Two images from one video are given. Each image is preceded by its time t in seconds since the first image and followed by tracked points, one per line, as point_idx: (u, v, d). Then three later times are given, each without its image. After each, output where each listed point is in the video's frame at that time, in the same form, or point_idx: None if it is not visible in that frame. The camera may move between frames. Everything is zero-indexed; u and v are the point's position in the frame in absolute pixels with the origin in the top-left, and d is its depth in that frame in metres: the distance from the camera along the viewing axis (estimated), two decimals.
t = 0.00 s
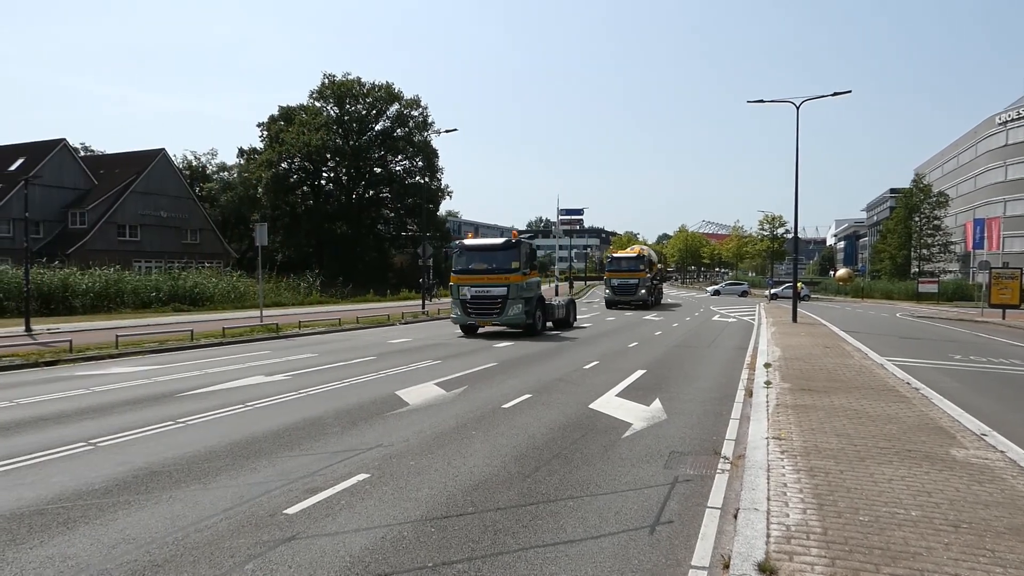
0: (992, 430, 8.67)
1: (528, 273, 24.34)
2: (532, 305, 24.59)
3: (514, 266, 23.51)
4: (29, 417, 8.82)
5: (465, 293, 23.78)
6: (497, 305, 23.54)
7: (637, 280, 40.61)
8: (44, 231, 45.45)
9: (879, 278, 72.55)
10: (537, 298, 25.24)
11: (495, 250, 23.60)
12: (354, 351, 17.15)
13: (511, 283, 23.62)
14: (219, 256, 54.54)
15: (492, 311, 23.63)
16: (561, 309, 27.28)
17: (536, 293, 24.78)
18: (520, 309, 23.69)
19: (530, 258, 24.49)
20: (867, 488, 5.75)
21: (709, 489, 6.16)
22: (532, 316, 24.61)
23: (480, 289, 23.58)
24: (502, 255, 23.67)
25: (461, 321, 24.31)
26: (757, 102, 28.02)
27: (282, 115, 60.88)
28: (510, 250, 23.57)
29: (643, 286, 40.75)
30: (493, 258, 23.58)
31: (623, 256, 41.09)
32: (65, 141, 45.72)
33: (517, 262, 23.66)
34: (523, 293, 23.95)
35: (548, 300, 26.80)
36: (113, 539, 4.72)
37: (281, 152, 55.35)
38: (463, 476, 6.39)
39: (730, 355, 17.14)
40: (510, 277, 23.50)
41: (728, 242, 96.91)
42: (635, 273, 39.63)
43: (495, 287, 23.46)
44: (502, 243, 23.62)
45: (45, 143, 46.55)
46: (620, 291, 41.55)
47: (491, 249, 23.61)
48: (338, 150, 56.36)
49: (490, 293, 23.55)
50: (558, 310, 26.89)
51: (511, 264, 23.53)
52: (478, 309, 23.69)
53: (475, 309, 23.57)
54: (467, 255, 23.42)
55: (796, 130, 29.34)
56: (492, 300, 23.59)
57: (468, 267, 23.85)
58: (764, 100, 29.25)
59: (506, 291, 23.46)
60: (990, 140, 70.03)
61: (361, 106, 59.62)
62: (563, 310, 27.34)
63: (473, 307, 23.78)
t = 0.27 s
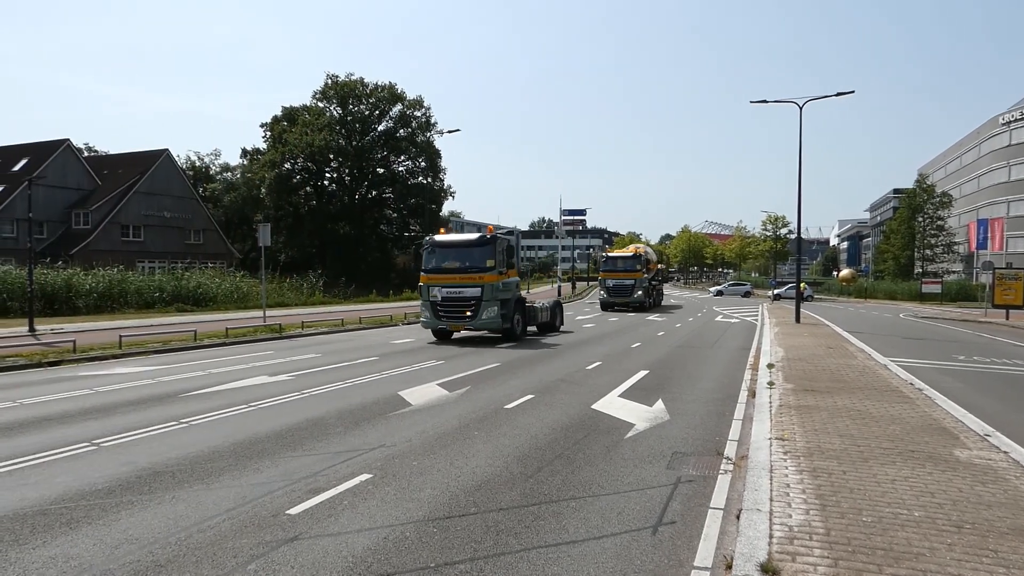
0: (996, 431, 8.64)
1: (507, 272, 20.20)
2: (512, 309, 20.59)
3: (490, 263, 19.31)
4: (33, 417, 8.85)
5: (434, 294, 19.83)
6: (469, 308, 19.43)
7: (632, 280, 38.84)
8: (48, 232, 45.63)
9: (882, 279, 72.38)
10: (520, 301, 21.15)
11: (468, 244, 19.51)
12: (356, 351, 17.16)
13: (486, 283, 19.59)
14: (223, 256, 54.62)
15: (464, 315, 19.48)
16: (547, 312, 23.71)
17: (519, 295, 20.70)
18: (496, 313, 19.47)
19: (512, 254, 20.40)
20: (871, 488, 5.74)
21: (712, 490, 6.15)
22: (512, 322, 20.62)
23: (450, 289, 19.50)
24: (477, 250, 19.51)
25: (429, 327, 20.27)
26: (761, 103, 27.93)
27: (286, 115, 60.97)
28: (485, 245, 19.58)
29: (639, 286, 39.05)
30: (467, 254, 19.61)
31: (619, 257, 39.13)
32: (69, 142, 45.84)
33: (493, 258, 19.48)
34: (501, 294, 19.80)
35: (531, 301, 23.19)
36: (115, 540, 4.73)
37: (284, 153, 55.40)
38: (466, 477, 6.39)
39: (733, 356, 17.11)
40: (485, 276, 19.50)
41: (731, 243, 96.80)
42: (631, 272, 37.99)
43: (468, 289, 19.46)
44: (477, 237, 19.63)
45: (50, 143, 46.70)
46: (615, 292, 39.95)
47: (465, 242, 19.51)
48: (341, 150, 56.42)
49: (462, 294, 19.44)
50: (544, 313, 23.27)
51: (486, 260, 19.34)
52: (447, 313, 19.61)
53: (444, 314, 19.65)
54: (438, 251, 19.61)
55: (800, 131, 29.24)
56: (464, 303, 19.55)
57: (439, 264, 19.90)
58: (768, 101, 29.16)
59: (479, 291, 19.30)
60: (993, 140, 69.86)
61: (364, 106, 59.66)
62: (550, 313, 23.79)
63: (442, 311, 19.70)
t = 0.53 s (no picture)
0: (1000, 433, 8.60)
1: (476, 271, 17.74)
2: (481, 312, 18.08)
3: (455, 261, 16.79)
4: (36, 418, 8.87)
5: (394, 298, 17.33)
6: (430, 313, 16.88)
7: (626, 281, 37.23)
8: (51, 232, 45.74)
9: (884, 280, 72.26)
10: (489, 302, 18.59)
11: (429, 242, 17.03)
12: (358, 352, 17.16)
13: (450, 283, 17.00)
14: (225, 257, 54.68)
15: (425, 321, 16.94)
16: (523, 316, 21.02)
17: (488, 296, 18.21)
18: (461, 317, 16.99)
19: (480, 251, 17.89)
20: (872, 490, 5.73)
21: (714, 491, 6.15)
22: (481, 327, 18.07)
23: (410, 291, 17.00)
24: (440, 248, 17.01)
25: (389, 334, 17.76)
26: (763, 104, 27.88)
27: (288, 116, 61.02)
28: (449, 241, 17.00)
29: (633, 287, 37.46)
30: (429, 251, 17.04)
31: (612, 255, 37.15)
32: (72, 142, 45.93)
33: (458, 256, 17.00)
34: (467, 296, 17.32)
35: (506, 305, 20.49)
36: (117, 540, 4.74)
37: (286, 153, 55.34)
38: (468, 478, 6.40)
39: (735, 357, 17.09)
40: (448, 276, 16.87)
41: (733, 244, 96.72)
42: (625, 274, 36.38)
43: (430, 291, 16.93)
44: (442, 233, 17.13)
45: (53, 144, 46.80)
46: (608, 294, 38.45)
47: (427, 239, 17.01)
48: (343, 151, 56.47)
49: (422, 297, 16.90)
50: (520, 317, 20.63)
51: (450, 259, 16.87)
52: (406, 318, 17.08)
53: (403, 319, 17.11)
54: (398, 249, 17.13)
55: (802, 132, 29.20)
56: (426, 307, 16.98)
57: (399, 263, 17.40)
58: (771, 102, 29.12)
59: (442, 294, 16.78)
60: (996, 142, 69.77)
61: (367, 107, 59.65)
62: (526, 317, 21.12)
63: (401, 316, 17.19)
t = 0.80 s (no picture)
0: (1000, 435, 8.60)
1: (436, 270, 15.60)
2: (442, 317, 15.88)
3: (412, 259, 14.69)
4: (37, 418, 8.88)
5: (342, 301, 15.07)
6: (381, 319, 14.66)
7: (617, 282, 35.33)
8: (52, 232, 45.79)
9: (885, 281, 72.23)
10: (453, 305, 16.42)
11: (383, 237, 14.87)
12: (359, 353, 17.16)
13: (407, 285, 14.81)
14: (225, 257, 54.69)
15: (377, 327, 14.73)
16: (495, 320, 18.92)
17: (450, 299, 16.03)
18: (419, 323, 14.81)
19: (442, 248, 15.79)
20: (873, 492, 5.72)
21: (714, 492, 6.15)
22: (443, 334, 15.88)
23: (360, 293, 14.79)
24: (395, 244, 14.86)
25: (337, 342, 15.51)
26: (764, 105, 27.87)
27: (289, 116, 61.05)
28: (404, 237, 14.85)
29: (624, 289, 35.60)
30: (383, 248, 14.88)
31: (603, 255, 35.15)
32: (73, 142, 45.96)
33: (414, 253, 14.84)
34: (425, 299, 15.15)
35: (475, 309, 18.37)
36: (118, 540, 4.74)
37: (287, 153, 55.63)
38: (468, 479, 6.39)
39: (736, 359, 17.08)
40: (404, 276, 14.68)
41: (733, 245, 96.69)
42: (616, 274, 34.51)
43: (383, 294, 14.72)
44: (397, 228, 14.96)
45: (54, 144, 46.83)
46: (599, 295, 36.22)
47: (380, 234, 14.88)
48: (345, 151, 56.52)
49: (374, 300, 14.70)
50: (492, 321, 18.52)
51: (405, 257, 14.71)
52: (356, 324, 14.82)
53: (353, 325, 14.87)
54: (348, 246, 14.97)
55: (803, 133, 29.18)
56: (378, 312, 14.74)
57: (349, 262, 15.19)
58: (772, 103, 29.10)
59: (396, 297, 14.59)
60: (997, 143, 69.79)
61: (368, 107, 59.66)
62: (498, 322, 19.01)
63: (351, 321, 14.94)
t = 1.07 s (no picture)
0: (1003, 434, 8.56)
1: (384, 272, 13.56)
2: (391, 325, 13.80)
3: (353, 257, 12.67)
4: (40, 421, 8.89)
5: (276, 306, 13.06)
6: (318, 328, 12.61)
7: (607, 283, 33.24)
8: (54, 235, 45.88)
9: (887, 281, 72.10)
10: (406, 311, 14.31)
11: (322, 232, 12.85)
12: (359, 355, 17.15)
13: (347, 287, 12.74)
14: (227, 260, 54.71)
15: (314, 337, 12.66)
16: (462, 326, 16.85)
17: (401, 305, 13.96)
18: (362, 331, 12.75)
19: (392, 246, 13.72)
20: (876, 492, 5.72)
21: (717, 494, 6.14)
22: (393, 344, 13.82)
23: (295, 296, 12.76)
24: (334, 241, 12.82)
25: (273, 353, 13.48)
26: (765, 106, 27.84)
27: (290, 119, 61.11)
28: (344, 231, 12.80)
29: (614, 291, 33.29)
30: (320, 245, 12.84)
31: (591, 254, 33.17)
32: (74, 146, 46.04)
33: (357, 251, 12.82)
34: (370, 304, 13.10)
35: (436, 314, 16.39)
36: (120, 544, 4.73)
37: (288, 156, 55.98)
38: (470, 481, 6.38)
39: (738, 360, 17.03)
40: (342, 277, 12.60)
41: (734, 245, 96.65)
42: (605, 275, 32.48)
43: (320, 297, 12.65)
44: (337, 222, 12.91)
45: (56, 147, 46.93)
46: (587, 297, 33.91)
47: (317, 228, 12.85)
48: (345, 154, 56.57)
49: (310, 304, 12.65)
50: (456, 327, 16.49)
51: (346, 256, 12.67)
52: (291, 332, 12.81)
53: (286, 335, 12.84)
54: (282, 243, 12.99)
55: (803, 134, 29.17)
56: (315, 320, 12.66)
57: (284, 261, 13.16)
58: (772, 103, 29.07)
59: (335, 301, 12.52)
60: (997, 142, 69.76)
61: (368, 110, 59.73)
62: (465, 327, 16.91)
63: (285, 329, 12.91)
